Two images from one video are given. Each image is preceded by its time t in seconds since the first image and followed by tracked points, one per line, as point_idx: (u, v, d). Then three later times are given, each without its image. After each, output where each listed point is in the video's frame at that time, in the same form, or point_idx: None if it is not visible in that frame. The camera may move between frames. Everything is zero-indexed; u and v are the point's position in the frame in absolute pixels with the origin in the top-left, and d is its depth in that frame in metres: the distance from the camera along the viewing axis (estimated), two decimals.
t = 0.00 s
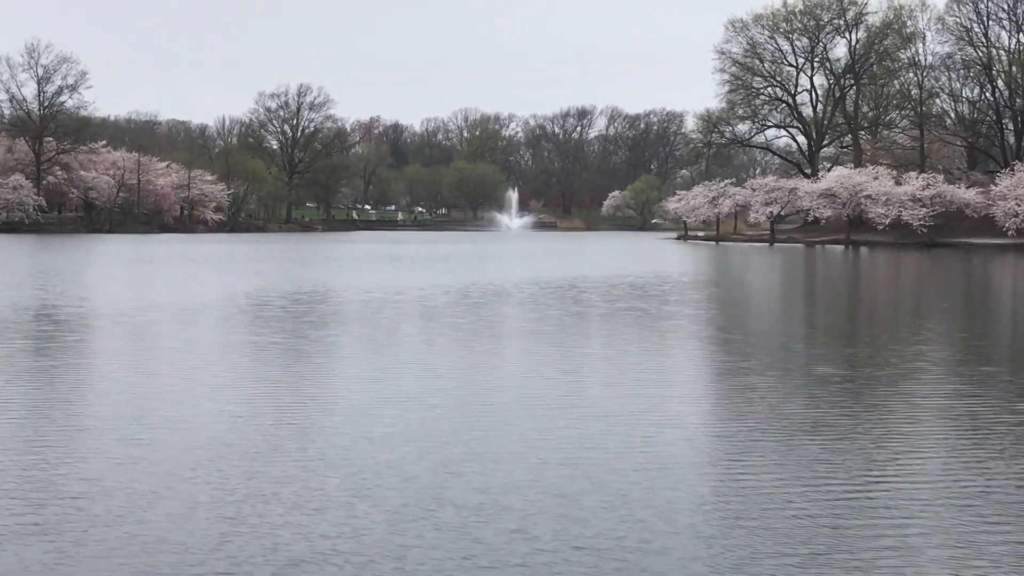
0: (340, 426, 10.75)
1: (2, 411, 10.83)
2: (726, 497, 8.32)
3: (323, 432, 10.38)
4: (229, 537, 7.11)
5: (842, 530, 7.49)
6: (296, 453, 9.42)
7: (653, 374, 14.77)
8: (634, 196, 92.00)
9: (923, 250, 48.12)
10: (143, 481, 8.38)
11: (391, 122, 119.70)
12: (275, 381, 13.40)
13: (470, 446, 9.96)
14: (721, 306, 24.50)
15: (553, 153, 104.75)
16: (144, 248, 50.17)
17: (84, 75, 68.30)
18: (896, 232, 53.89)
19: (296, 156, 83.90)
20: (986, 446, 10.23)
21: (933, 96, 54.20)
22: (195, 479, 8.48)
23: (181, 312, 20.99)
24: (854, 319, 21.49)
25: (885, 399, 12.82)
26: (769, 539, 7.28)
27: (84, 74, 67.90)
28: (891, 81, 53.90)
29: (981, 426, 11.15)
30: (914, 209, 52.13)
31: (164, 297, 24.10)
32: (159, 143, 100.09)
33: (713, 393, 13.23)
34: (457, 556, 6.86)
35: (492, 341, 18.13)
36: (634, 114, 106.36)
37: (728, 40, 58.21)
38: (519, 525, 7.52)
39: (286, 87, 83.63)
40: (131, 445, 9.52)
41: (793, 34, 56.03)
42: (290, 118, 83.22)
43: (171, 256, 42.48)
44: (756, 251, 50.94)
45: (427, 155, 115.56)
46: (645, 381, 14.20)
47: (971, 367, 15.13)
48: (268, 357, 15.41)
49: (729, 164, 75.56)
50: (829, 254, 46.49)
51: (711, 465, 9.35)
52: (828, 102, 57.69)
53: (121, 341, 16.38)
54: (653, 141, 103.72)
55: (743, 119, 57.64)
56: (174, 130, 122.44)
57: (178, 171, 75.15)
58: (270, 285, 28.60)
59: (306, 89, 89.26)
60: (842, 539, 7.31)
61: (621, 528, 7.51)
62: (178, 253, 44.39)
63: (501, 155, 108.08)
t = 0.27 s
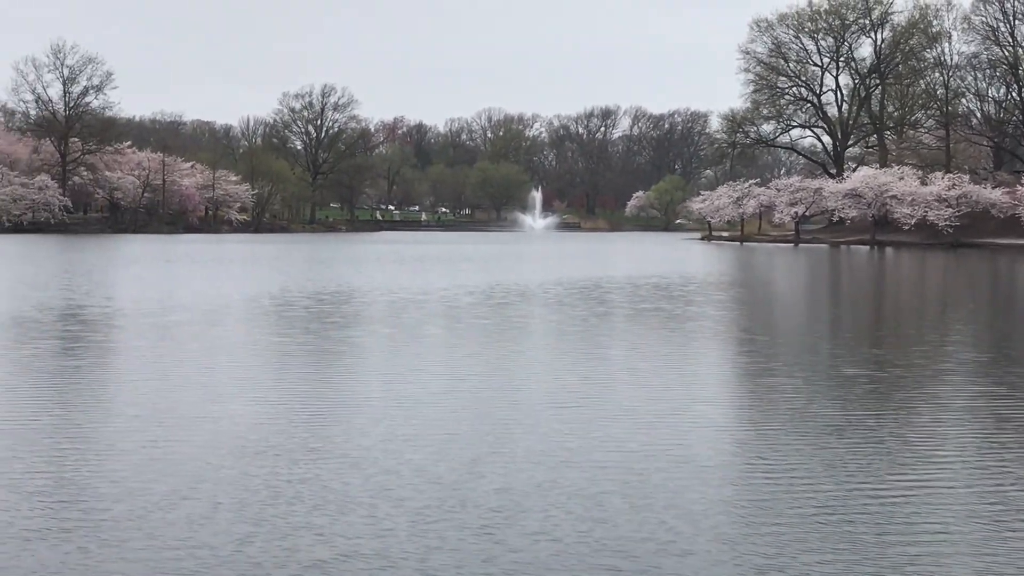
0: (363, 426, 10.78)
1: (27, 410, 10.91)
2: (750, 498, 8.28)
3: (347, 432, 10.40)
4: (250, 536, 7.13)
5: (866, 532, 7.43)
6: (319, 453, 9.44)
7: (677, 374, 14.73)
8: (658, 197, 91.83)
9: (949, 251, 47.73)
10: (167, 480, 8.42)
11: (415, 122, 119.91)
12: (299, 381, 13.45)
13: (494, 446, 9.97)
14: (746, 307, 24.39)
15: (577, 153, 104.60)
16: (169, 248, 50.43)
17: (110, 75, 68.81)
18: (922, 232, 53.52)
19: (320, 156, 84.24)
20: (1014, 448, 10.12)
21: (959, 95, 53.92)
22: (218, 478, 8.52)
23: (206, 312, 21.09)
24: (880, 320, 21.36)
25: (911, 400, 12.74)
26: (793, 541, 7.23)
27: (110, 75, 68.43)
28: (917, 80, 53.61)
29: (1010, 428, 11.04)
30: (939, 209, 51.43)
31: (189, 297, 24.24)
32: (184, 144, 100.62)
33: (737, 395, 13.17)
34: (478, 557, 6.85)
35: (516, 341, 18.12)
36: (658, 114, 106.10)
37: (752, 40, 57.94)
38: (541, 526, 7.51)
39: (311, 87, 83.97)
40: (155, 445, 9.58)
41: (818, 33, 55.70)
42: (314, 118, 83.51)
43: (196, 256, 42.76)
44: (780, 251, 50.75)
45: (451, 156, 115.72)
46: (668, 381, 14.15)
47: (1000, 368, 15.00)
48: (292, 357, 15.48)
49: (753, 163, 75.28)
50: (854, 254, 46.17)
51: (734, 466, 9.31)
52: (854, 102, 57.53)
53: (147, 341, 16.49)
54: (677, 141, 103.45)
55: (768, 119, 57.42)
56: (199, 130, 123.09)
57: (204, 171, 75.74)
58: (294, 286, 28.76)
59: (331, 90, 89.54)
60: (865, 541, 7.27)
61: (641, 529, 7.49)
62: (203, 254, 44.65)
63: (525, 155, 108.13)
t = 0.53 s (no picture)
0: (389, 425, 10.77)
1: (56, 408, 10.98)
2: (777, 498, 8.21)
3: (373, 431, 10.40)
4: (272, 535, 7.14)
5: (895, 533, 7.34)
6: (345, 452, 9.45)
7: (705, 373, 14.63)
8: (686, 194, 91.51)
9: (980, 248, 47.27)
10: (192, 478, 8.45)
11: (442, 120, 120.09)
12: (326, 379, 13.47)
13: (519, 445, 9.93)
14: (774, 304, 24.23)
15: (604, 150, 104.20)
16: (199, 246, 50.77)
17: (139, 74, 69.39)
18: (952, 229, 53.07)
19: (348, 154, 84.55)
20: None
21: (988, 92, 52.72)
22: (242, 477, 8.53)
23: (234, 311, 21.18)
24: (910, 318, 21.17)
25: (942, 399, 12.62)
26: (820, 542, 7.16)
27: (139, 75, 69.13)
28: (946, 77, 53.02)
29: None
30: (969, 207, 51.09)
31: (217, 296, 24.37)
32: (213, 143, 101.22)
33: (765, 394, 13.06)
34: (501, 558, 6.82)
35: (543, 339, 18.10)
36: (686, 111, 105.60)
37: (781, 37, 57.64)
38: (565, 526, 7.47)
39: (338, 85, 84.28)
40: (182, 443, 9.60)
41: (847, 30, 55.27)
42: (342, 116, 83.83)
43: (226, 255, 42.99)
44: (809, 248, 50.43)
45: (478, 153, 115.79)
46: (696, 380, 14.06)
47: None
48: (319, 355, 15.52)
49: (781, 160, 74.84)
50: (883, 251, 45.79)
51: (762, 466, 9.24)
52: (883, 99, 57.23)
53: (176, 340, 16.58)
54: (705, 138, 102.97)
55: (796, 116, 57.15)
56: (227, 129, 123.88)
57: (231, 170, 76.30)
58: (322, 284, 28.88)
59: (358, 88, 89.78)
60: (893, 541, 7.19)
61: (666, 529, 7.43)
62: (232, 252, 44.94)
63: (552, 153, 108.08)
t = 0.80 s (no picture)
0: (417, 425, 10.76)
1: (87, 408, 11.05)
2: (811, 498, 8.12)
3: (404, 431, 10.38)
4: (300, 536, 7.12)
5: (928, 533, 7.26)
6: (374, 451, 9.44)
7: (735, 372, 14.55)
8: (715, 192, 91.24)
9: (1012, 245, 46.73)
10: (219, 478, 8.46)
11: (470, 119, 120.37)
12: (355, 378, 13.50)
13: (547, 444, 9.89)
14: (803, 303, 24.07)
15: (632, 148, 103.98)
16: (230, 245, 51.16)
17: (169, 74, 70.07)
18: (983, 226, 52.50)
19: (377, 153, 85.00)
20: None
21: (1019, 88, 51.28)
22: (272, 476, 8.54)
23: (263, 309, 21.29)
24: (943, 315, 20.93)
25: (977, 398, 12.46)
26: (852, 543, 7.09)
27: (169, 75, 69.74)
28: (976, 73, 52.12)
29: None
30: (1000, 203, 50.54)
31: (247, 294, 24.49)
32: (243, 143, 101.98)
33: (796, 392, 12.95)
34: (529, 557, 6.78)
35: (572, 338, 18.07)
36: (715, 109, 105.16)
37: (810, 33, 57.31)
38: (593, 526, 7.43)
39: (367, 84, 84.62)
40: (211, 443, 9.62)
41: (876, 26, 54.87)
42: (370, 115, 84.33)
43: (255, 253, 43.24)
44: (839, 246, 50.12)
45: (506, 152, 116.01)
46: (726, 379, 13.98)
47: None
48: (349, 353, 15.57)
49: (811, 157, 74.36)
50: (914, 249, 45.36)
51: (794, 466, 9.15)
52: (913, 95, 56.68)
53: (208, 339, 16.66)
54: (733, 135, 102.50)
55: (826, 113, 56.74)
56: (257, 128, 124.75)
57: (260, 169, 75.49)
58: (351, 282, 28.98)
59: (387, 87, 90.18)
60: (926, 542, 7.09)
61: (696, 530, 7.36)
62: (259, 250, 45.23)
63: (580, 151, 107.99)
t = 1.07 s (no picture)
0: (442, 424, 10.77)
1: (114, 407, 11.13)
2: (837, 499, 8.07)
3: (429, 430, 10.39)
4: (324, 534, 7.14)
5: (956, 534, 7.20)
6: (399, 451, 9.44)
7: (762, 371, 14.46)
8: (742, 190, 90.82)
9: None
10: (244, 477, 8.50)
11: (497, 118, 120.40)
12: (381, 378, 13.53)
13: (573, 444, 9.88)
14: (831, 302, 23.90)
15: (659, 147, 103.58)
16: (257, 245, 51.43)
17: (197, 75, 70.49)
18: (1013, 225, 51.95)
19: (403, 153, 85.22)
20: None
21: None
22: (297, 475, 8.57)
23: (290, 309, 21.38)
24: (973, 314, 20.72)
25: (1007, 397, 12.31)
26: (878, 544, 7.03)
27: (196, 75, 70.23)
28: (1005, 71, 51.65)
29: None
30: None
31: (275, 293, 24.62)
32: (271, 143, 102.48)
33: (823, 392, 12.87)
34: (553, 556, 6.78)
35: (598, 337, 18.01)
36: (742, 107, 104.62)
37: (838, 32, 56.96)
38: (617, 526, 7.40)
39: (393, 84, 84.87)
40: (236, 442, 9.67)
41: (904, 24, 54.38)
42: (396, 115, 84.65)
43: (282, 253, 43.48)
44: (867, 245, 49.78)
45: (533, 151, 115.95)
46: (753, 379, 13.89)
47: None
48: (375, 353, 15.60)
49: (840, 155, 73.85)
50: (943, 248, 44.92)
51: (821, 466, 9.10)
52: (941, 93, 56.12)
53: (235, 338, 16.74)
54: (761, 134, 102.00)
55: (853, 111, 56.36)
56: (284, 128, 125.29)
57: (287, 168, 75.67)
58: (378, 282, 29.07)
59: (414, 86, 90.35)
60: (956, 545, 7.00)
61: (722, 530, 7.33)
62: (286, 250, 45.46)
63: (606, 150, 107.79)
